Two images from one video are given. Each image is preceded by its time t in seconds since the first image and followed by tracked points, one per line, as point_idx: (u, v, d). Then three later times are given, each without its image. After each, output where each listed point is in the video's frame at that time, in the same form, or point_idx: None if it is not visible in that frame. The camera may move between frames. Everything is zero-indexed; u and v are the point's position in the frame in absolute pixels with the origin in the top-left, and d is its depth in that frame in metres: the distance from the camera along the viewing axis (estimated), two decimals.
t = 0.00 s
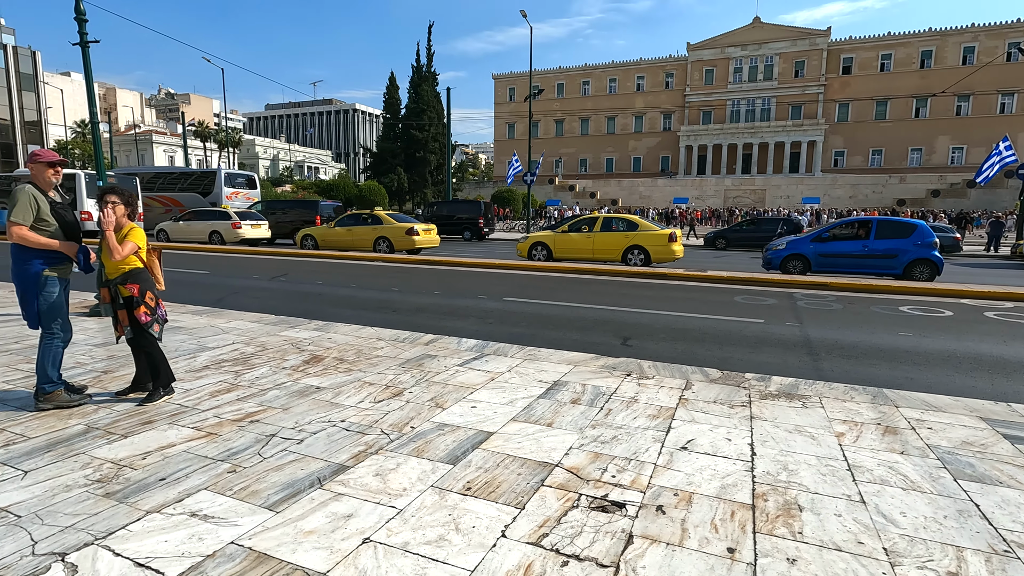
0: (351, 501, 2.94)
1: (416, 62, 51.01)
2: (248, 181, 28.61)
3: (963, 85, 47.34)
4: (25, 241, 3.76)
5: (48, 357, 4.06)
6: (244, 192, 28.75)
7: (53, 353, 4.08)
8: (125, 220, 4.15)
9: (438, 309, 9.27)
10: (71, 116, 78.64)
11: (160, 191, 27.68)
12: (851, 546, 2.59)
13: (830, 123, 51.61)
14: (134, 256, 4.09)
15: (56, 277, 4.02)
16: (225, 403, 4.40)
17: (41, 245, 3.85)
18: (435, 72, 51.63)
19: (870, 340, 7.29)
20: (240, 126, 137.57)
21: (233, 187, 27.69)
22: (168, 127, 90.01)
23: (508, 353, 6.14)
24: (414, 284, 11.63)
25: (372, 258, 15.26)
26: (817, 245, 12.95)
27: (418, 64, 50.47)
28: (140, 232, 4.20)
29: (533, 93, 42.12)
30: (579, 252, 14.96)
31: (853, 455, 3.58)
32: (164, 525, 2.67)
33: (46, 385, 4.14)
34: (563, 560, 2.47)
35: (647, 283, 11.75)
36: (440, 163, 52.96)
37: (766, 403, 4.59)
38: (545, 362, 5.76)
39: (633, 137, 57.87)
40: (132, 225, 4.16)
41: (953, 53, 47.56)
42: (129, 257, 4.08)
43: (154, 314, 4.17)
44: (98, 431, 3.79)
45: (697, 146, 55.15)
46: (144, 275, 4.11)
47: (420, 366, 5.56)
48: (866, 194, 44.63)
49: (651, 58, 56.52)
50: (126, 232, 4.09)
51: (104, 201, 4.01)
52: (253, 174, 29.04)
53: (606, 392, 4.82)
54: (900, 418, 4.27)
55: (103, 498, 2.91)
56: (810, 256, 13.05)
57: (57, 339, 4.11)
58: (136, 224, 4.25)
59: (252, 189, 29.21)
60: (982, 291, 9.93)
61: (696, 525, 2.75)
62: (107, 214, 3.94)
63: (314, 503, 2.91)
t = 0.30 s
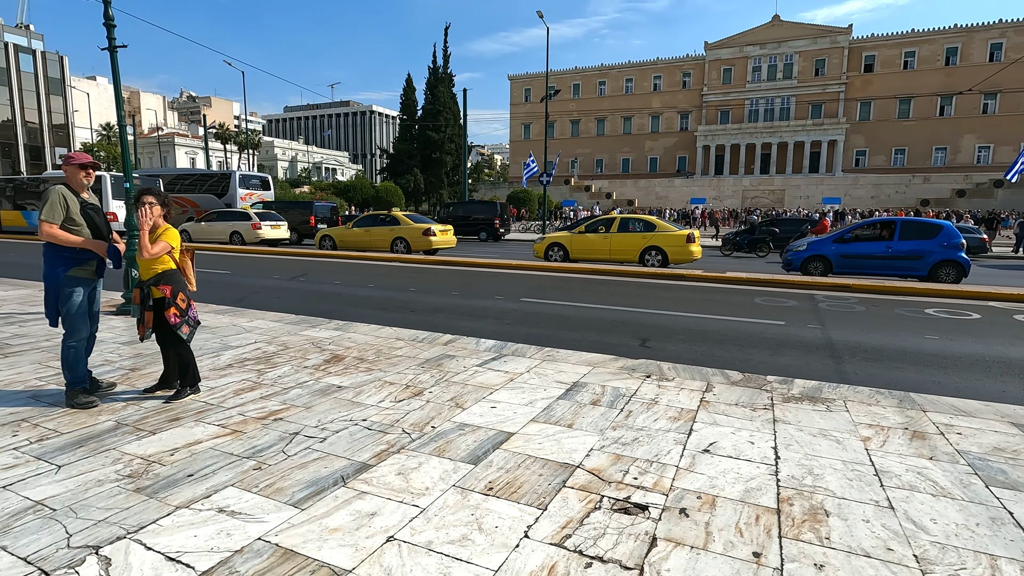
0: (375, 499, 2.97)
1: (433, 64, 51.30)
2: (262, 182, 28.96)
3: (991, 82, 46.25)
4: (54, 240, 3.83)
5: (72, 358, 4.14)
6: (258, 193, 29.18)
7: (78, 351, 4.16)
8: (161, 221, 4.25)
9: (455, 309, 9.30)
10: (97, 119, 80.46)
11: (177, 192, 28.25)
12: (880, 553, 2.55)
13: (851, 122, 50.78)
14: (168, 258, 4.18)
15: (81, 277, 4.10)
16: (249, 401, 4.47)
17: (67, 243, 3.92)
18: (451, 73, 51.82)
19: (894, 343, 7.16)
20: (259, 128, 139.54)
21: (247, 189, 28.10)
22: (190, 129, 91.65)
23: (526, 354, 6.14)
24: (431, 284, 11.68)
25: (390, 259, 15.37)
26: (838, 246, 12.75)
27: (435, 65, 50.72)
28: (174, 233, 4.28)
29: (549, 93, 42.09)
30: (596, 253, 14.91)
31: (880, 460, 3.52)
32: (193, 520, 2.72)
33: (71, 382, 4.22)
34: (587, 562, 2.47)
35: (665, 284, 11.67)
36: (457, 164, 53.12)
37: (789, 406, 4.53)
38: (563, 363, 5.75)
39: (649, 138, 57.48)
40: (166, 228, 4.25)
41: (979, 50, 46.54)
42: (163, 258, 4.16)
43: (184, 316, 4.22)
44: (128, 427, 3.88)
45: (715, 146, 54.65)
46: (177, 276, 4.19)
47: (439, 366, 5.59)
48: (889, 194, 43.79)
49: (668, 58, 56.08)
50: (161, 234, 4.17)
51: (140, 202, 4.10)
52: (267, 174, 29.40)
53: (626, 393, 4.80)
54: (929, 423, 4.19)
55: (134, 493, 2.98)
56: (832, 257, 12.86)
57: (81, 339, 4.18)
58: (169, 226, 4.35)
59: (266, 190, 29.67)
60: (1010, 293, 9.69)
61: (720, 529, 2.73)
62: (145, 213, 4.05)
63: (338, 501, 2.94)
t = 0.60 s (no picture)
0: (401, 500, 2.97)
1: (452, 66, 51.61)
2: (280, 185, 29.36)
3: None
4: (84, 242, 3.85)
5: (105, 357, 4.26)
6: (276, 196, 29.52)
7: (112, 350, 4.26)
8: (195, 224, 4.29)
9: (475, 310, 9.30)
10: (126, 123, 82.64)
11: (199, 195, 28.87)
12: (920, 565, 2.47)
13: (878, 121, 49.64)
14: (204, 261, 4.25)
15: (116, 278, 4.17)
16: (275, 401, 4.52)
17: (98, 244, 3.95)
18: (470, 76, 51.98)
19: (926, 348, 6.97)
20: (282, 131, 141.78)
21: (265, 191, 28.53)
22: (215, 133, 93.53)
23: (548, 355, 6.11)
24: (451, 285, 11.72)
25: (410, 260, 15.48)
26: (866, 248, 12.49)
27: (454, 68, 50.94)
28: (208, 235, 4.35)
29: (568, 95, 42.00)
30: (617, 254, 14.80)
31: (916, 468, 3.42)
32: (224, 518, 2.76)
33: (105, 381, 4.33)
34: (616, 567, 2.43)
35: (687, 286, 11.54)
36: (476, 166, 53.31)
37: (819, 411, 4.43)
38: (586, 365, 5.72)
39: (669, 138, 56.92)
40: (201, 231, 4.32)
41: (1012, 46, 45.25)
42: (198, 261, 4.22)
43: (218, 320, 4.30)
44: (159, 425, 3.95)
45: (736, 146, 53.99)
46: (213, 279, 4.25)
47: (462, 368, 5.59)
48: (917, 195, 42.76)
49: (689, 58, 55.50)
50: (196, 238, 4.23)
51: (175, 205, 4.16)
52: (285, 178, 29.74)
53: (651, 397, 4.73)
54: (966, 431, 4.06)
55: (166, 490, 3.02)
56: (859, 259, 12.61)
57: (114, 338, 4.27)
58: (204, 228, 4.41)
59: (284, 193, 29.96)
60: None
61: (752, 536, 2.67)
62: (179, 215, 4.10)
63: (364, 502, 2.95)
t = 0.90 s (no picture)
0: (431, 502, 2.98)
1: (477, 68, 51.86)
2: (304, 187, 29.87)
3: None
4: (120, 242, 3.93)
5: (143, 355, 4.37)
6: (300, 198, 29.96)
7: (149, 348, 4.37)
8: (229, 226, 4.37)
9: (501, 311, 9.30)
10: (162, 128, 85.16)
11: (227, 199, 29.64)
12: None
13: (914, 119, 48.19)
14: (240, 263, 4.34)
15: (153, 276, 4.26)
16: (306, 399, 4.59)
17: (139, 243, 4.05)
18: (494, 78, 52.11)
19: (968, 353, 6.71)
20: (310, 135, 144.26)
21: (290, 193, 29.07)
22: (245, 137, 95.74)
23: (575, 358, 6.07)
24: (476, 286, 11.76)
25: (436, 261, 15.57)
26: (903, 250, 12.11)
27: (479, 70, 51.11)
28: (243, 236, 4.43)
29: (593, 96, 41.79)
30: (642, 256, 14.64)
31: (963, 479, 3.28)
32: (258, 515, 2.80)
33: (143, 377, 4.44)
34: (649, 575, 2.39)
35: (716, 288, 11.34)
36: (500, 168, 53.41)
37: (857, 418, 4.29)
38: (614, 368, 5.67)
39: (695, 138, 56.10)
40: (237, 231, 4.41)
41: None
42: (233, 262, 4.31)
43: (251, 321, 4.38)
44: (194, 422, 4.04)
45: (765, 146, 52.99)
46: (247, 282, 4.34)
47: (488, 369, 5.59)
48: (955, 195, 41.41)
49: (716, 56, 54.68)
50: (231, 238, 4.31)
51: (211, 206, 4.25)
52: (309, 180, 30.22)
53: (681, 401, 4.66)
54: (1016, 441, 3.88)
55: (202, 486, 3.09)
56: (896, 261, 12.23)
57: (153, 337, 4.39)
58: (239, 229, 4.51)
59: (308, 195, 30.37)
60: None
61: (790, 547, 2.59)
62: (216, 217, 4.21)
63: (394, 502, 2.96)
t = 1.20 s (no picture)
0: (464, 502, 2.99)
1: (505, 69, 51.99)
2: (332, 189, 30.42)
3: None
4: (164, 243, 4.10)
5: (183, 355, 4.50)
6: (328, 200, 30.54)
7: (191, 346, 4.49)
8: (263, 230, 4.47)
9: (531, 313, 9.30)
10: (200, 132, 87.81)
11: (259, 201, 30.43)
12: None
13: (959, 115, 46.39)
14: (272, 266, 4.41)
15: (190, 277, 4.40)
16: (340, 398, 4.67)
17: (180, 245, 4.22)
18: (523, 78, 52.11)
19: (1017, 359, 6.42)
20: (342, 137, 146.76)
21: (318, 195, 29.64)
22: (279, 139, 98.06)
23: (606, 360, 6.03)
24: (506, 287, 11.78)
25: (465, 262, 15.67)
26: (948, 251, 11.61)
27: (508, 70, 51.16)
28: (275, 239, 4.53)
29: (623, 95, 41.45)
30: (673, 257, 14.44)
31: (1017, 493, 3.13)
32: (296, 511, 2.87)
33: (185, 376, 4.58)
34: None
35: (750, 290, 11.11)
36: (528, 168, 53.40)
37: (900, 426, 4.15)
38: (645, 371, 5.60)
39: (727, 137, 55.01)
40: (269, 235, 4.51)
41: None
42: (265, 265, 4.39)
43: (282, 323, 4.47)
44: (234, 419, 4.16)
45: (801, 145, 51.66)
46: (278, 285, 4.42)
47: (519, 370, 5.60)
48: (1003, 194, 39.75)
49: (749, 54, 53.61)
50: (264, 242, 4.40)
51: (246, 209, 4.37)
52: (337, 182, 30.77)
53: (715, 405, 4.58)
54: None
55: (243, 481, 3.17)
56: (940, 263, 11.74)
57: (193, 336, 4.50)
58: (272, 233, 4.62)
59: (336, 197, 30.93)
60: None
61: (832, 558, 2.52)
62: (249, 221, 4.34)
63: (428, 502, 2.99)
